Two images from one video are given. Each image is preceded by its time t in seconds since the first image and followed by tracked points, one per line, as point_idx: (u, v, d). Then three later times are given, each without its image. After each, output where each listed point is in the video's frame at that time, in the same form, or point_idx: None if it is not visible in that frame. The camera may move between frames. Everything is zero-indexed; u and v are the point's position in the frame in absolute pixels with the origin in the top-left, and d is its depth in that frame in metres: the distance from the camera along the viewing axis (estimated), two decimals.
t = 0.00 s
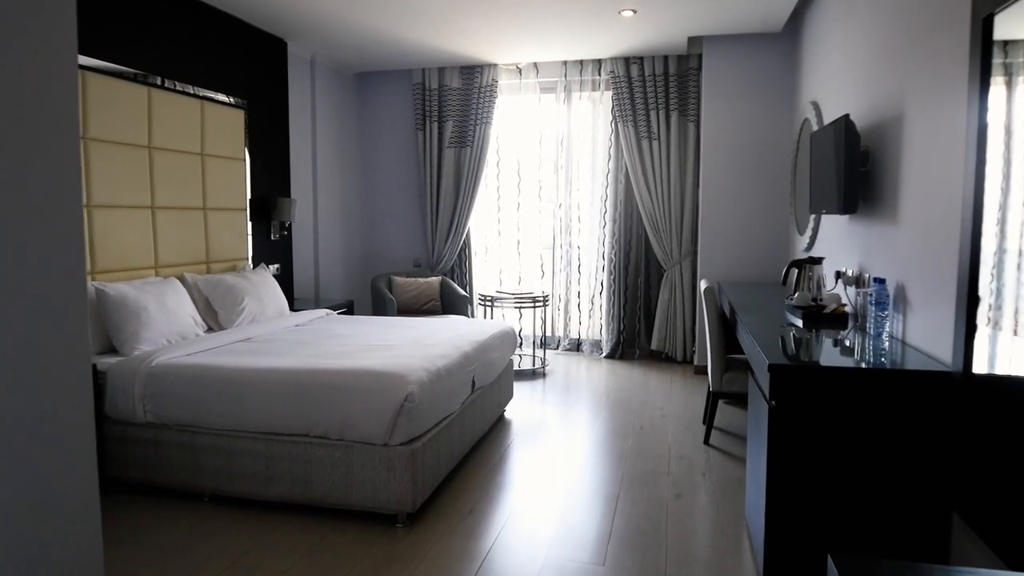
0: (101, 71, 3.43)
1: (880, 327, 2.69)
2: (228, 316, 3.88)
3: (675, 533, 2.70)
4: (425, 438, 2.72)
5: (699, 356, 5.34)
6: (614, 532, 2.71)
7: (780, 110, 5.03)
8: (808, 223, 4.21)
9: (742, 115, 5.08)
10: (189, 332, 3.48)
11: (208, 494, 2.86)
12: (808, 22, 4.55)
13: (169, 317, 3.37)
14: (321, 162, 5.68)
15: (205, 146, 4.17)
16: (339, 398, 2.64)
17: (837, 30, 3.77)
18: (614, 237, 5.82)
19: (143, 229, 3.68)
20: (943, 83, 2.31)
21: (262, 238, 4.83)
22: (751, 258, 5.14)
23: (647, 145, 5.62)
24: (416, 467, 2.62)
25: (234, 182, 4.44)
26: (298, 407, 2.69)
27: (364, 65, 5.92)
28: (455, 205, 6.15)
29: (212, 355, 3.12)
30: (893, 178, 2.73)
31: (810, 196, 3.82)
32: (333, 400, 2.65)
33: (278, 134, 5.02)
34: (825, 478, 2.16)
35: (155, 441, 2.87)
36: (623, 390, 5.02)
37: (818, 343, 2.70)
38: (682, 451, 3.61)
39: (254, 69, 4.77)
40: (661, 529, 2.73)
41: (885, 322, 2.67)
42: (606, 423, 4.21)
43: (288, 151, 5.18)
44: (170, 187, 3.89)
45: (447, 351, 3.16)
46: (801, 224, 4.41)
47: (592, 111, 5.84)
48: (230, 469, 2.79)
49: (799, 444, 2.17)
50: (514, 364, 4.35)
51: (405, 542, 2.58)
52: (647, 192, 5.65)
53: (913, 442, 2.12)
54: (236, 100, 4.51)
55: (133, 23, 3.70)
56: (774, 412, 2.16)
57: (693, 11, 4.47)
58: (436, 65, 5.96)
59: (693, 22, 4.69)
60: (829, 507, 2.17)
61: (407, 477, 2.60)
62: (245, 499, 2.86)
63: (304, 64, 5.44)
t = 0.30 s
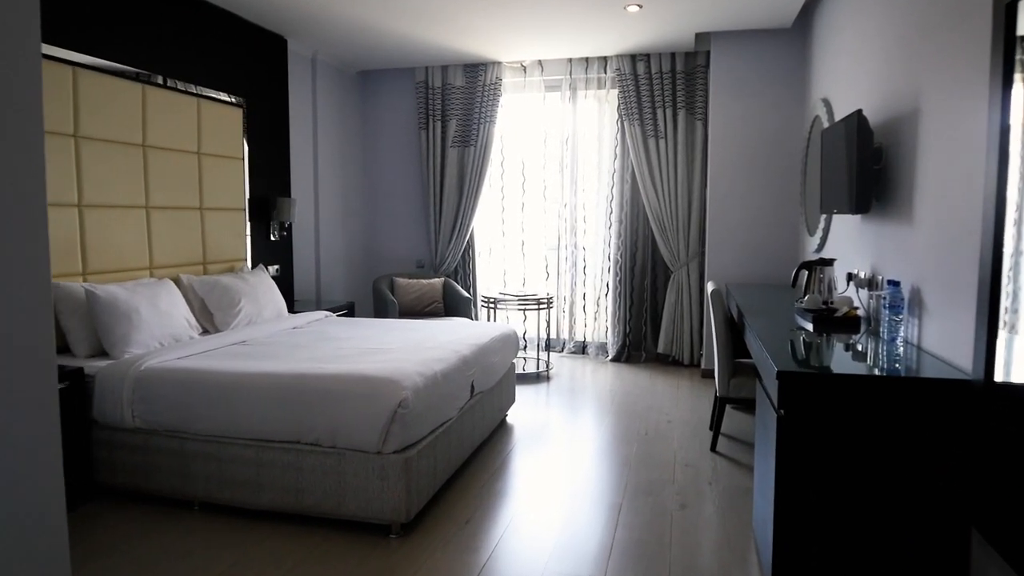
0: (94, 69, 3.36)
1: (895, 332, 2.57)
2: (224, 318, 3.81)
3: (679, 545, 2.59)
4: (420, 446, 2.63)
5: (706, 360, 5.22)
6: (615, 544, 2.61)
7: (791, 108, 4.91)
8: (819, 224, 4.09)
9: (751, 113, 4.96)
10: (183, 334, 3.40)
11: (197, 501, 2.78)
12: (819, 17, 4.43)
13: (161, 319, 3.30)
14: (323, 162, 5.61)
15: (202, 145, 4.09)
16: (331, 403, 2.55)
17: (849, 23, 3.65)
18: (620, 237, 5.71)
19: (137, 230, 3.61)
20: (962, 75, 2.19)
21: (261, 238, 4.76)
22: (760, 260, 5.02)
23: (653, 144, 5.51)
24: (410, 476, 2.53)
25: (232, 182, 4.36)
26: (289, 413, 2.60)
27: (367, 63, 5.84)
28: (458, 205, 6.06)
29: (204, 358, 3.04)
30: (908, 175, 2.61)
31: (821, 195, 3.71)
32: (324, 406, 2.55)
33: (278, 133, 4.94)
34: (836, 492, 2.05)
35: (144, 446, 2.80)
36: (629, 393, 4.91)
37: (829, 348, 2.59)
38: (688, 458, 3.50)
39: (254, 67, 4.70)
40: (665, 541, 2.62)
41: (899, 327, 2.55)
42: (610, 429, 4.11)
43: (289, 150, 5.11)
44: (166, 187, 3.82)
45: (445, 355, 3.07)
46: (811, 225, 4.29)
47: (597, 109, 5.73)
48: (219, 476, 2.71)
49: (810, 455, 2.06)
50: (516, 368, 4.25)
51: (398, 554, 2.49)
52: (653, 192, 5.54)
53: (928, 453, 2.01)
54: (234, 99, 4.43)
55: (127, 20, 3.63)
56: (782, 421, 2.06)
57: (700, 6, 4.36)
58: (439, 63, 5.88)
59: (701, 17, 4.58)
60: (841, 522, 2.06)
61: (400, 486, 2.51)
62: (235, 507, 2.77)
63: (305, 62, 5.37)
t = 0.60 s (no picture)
0: (92, 66, 3.31)
1: (913, 338, 2.47)
2: (224, 321, 3.75)
3: (687, 559, 2.50)
4: (419, 454, 2.55)
5: (715, 363, 5.11)
6: (620, 557, 2.52)
7: (804, 106, 4.79)
8: (832, 225, 3.97)
9: (764, 112, 4.85)
10: (181, 337, 3.34)
11: (192, 509, 2.71)
12: (833, 12, 4.31)
13: (158, 322, 3.24)
14: (327, 162, 5.54)
15: (203, 144, 4.03)
16: (327, 410, 2.47)
17: (864, 18, 3.54)
18: (628, 238, 5.61)
19: (136, 231, 3.55)
20: (986, 70, 2.08)
21: (264, 239, 4.70)
22: (772, 261, 4.91)
23: (663, 143, 5.41)
24: (408, 485, 2.45)
25: (234, 182, 4.30)
26: (284, 419, 2.52)
27: (372, 62, 5.77)
28: (464, 206, 5.98)
29: (200, 362, 2.97)
30: (929, 175, 2.50)
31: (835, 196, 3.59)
32: (320, 413, 2.48)
33: (282, 133, 4.88)
34: (853, 507, 1.95)
35: (138, 452, 2.74)
36: (636, 398, 4.81)
37: (844, 354, 2.48)
38: (696, 467, 3.40)
39: (256, 66, 4.63)
40: (672, 554, 2.53)
41: (918, 333, 2.44)
42: (617, 435, 4.01)
43: (292, 150, 5.04)
44: (166, 187, 3.76)
45: (447, 359, 2.98)
46: (825, 226, 4.18)
47: (606, 108, 5.63)
48: (213, 484, 2.64)
49: (826, 469, 1.96)
50: (521, 371, 4.16)
51: (395, 566, 2.40)
52: (662, 192, 5.43)
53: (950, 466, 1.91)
54: (237, 98, 4.36)
55: (126, 18, 3.58)
56: (795, 433, 1.96)
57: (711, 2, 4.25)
58: (445, 62, 5.80)
59: (712, 13, 4.46)
60: (858, 539, 1.96)
61: (399, 496, 2.42)
62: (230, 515, 2.70)
63: (309, 61, 5.30)
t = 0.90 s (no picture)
0: (94, 65, 3.26)
1: (938, 345, 2.35)
2: (227, 323, 3.69)
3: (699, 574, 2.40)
4: (421, 463, 2.46)
5: (729, 367, 5.00)
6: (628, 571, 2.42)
7: (821, 104, 4.66)
8: (851, 227, 3.85)
9: (779, 110, 4.73)
10: (182, 340, 3.29)
11: (189, 517, 2.65)
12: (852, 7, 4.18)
13: (159, 325, 3.18)
14: (334, 163, 5.48)
15: (207, 144, 3.97)
16: (326, 418, 2.39)
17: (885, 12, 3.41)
18: (640, 239, 5.50)
19: (138, 232, 3.50)
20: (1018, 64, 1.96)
21: (270, 239, 4.64)
22: (787, 263, 4.78)
23: (675, 142, 5.30)
24: (409, 496, 2.37)
25: (239, 182, 4.24)
26: (282, 427, 2.45)
27: (380, 61, 5.70)
28: (473, 206, 5.91)
29: (200, 365, 2.91)
30: (956, 174, 2.38)
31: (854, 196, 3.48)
32: (319, 420, 2.40)
33: (289, 132, 4.82)
34: (876, 533, 1.85)
35: (135, 458, 2.68)
36: (647, 402, 4.71)
37: (864, 361, 2.38)
38: (709, 476, 3.30)
39: (264, 65, 4.57)
40: (682, 569, 2.43)
41: (943, 341, 2.33)
42: (628, 441, 3.91)
43: (299, 150, 4.99)
44: (169, 188, 3.71)
45: (452, 364, 2.90)
46: (843, 227, 4.06)
47: (617, 107, 5.53)
48: (211, 492, 2.58)
49: (846, 485, 1.85)
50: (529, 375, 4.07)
51: None
52: (675, 193, 5.32)
53: (985, 485, 1.80)
54: (243, 96, 4.30)
55: (128, 16, 3.52)
56: (814, 448, 1.85)
57: None
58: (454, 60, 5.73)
59: (727, 9, 4.35)
60: (879, 559, 1.86)
61: (399, 507, 2.34)
62: (228, 524, 2.64)
63: (316, 59, 5.24)
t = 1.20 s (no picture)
0: (99, 64, 3.22)
1: (971, 356, 2.21)
2: (233, 325, 3.63)
3: None
4: (424, 474, 2.37)
5: (747, 373, 4.86)
6: None
7: (845, 102, 4.51)
8: (876, 228, 3.70)
9: (801, 109, 4.58)
10: (187, 343, 3.23)
11: (189, 526, 2.58)
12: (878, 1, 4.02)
13: (162, 327, 3.13)
14: (346, 162, 5.43)
15: (216, 144, 3.92)
16: (326, 427, 2.31)
17: (914, 5, 3.27)
18: (656, 241, 5.38)
19: (143, 233, 3.45)
20: None
21: (280, 240, 4.59)
22: (809, 267, 4.63)
23: (693, 141, 5.16)
24: (411, 508, 2.28)
25: (248, 182, 4.19)
26: (282, 435, 2.37)
27: (393, 59, 5.63)
28: (487, 207, 5.82)
29: (202, 370, 2.84)
30: (991, 175, 2.24)
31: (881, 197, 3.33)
32: (319, 429, 2.32)
33: (300, 132, 4.77)
34: (905, 558, 1.73)
35: (134, 465, 2.62)
36: (663, 408, 4.59)
37: (891, 371, 2.25)
38: (726, 488, 3.17)
39: (275, 64, 4.51)
40: None
41: (977, 351, 2.19)
42: (643, 449, 3.79)
43: (310, 149, 4.93)
44: (176, 188, 3.66)
45: (459, 371, 2.81)
46: (868, 229, 3.91)
47: (634, 105, 5.41)
48: (210, 500, 2.51)
49: (874, 507, 1.73)
50: (541, 380, 3.97)
51: None
52: (693, 193, 5.19)
53: None
54: (253, 96, 4.24)
55: (137, 14, 3.48)
56: (838, 467, 1.73)
57: None
58: (467, 58, 5.64)
59: (747, 3, 4.21)
60: None
61: (401, 520, 2.26)
62: (228, 533, 2.57)
63: (328, 58, 5.18)
